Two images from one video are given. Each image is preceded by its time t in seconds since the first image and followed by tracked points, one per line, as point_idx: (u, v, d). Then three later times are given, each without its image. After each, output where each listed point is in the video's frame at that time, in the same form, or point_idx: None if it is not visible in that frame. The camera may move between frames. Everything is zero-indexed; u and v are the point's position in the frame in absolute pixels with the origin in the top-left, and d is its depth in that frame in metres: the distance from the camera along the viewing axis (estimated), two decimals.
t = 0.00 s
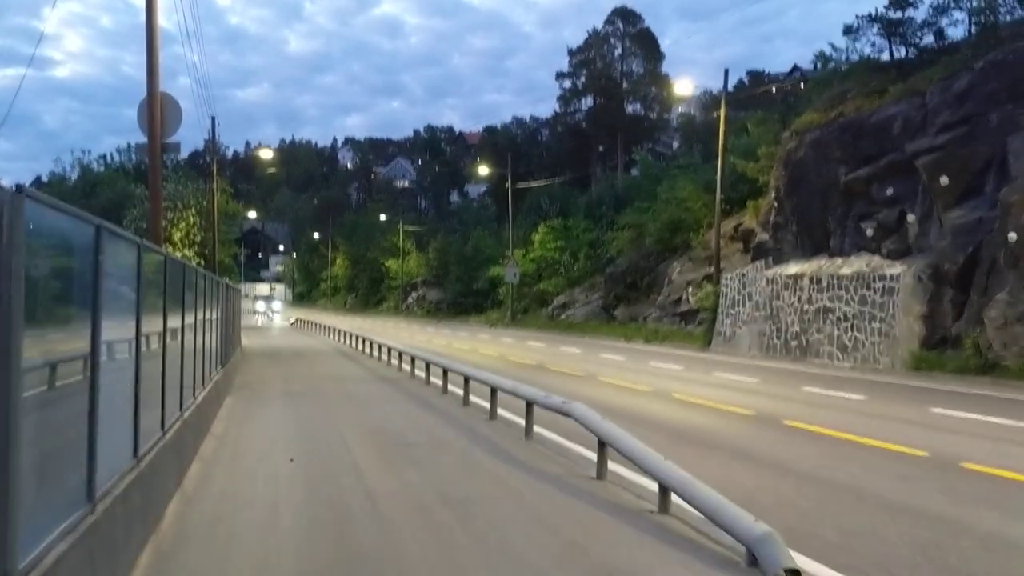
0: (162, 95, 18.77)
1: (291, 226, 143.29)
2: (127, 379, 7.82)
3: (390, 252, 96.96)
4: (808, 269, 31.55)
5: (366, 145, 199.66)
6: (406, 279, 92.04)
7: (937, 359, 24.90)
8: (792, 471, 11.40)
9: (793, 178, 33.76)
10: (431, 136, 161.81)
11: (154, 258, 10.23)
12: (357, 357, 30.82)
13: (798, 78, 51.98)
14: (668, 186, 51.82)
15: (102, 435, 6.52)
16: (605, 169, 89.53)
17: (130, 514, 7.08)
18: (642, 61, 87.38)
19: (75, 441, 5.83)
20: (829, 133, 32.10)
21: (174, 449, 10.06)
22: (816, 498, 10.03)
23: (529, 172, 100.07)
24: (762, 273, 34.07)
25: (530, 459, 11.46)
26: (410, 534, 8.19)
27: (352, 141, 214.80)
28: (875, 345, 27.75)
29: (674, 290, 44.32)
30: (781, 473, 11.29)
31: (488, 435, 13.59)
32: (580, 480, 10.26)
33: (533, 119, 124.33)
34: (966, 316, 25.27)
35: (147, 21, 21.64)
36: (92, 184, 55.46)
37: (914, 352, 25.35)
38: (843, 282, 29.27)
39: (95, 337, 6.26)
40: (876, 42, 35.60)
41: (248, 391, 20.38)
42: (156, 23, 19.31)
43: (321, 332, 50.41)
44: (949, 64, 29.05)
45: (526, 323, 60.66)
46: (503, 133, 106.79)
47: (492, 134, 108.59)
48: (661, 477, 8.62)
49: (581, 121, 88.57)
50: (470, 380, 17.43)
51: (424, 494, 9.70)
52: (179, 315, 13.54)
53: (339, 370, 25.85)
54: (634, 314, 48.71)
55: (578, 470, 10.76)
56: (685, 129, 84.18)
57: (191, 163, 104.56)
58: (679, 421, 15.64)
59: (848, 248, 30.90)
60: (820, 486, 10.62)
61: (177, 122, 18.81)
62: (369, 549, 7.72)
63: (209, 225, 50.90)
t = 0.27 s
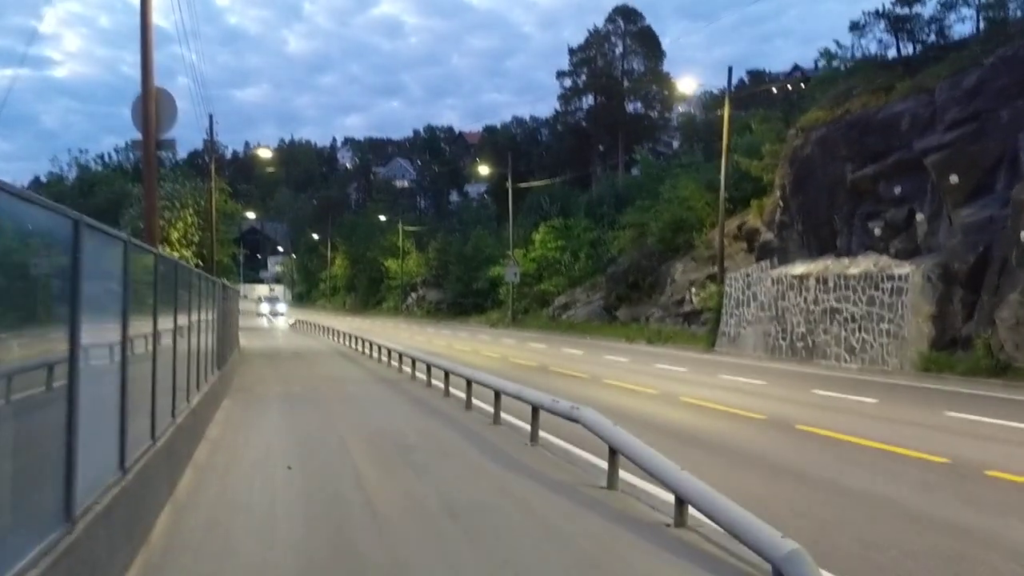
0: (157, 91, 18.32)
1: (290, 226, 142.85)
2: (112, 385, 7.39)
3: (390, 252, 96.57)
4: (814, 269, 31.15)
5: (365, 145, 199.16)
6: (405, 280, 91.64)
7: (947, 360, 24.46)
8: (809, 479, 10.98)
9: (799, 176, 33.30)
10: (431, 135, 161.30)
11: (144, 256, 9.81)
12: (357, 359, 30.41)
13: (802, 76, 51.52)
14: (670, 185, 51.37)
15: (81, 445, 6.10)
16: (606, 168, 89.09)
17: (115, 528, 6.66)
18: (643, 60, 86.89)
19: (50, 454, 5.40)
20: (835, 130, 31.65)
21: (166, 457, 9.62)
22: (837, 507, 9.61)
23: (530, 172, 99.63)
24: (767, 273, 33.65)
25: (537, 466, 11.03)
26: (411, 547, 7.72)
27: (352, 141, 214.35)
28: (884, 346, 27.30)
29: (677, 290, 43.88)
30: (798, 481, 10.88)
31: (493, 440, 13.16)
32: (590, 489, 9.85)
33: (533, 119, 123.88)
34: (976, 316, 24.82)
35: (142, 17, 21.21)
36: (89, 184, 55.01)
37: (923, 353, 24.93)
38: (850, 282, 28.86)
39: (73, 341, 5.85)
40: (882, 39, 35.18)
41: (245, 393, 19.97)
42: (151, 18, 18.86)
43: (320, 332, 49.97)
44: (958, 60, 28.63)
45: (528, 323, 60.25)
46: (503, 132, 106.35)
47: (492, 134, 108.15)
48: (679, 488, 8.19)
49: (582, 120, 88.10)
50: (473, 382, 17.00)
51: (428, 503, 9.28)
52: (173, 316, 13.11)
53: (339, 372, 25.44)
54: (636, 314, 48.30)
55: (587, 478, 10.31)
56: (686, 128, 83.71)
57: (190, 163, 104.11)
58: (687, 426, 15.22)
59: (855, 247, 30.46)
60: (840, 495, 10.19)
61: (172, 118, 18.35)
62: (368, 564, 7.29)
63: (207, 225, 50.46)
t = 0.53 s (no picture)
0: (153, 87, 17.88)
1: (289, 226, 142.42)
2: (102, 391, 6.97)
3: (389, 252, 96.16)
4: (820, 270, 30.73)
5: (364, 145, 198.77)
6: (405, 280, 91.21)
7: (956, 362, 24.07)
8: (829, 487, 10.56)
9: (804, 176, 32.88)
10: (430, 136, 160.86)
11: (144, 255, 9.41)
12: (357, 360, 30.00)
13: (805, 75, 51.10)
14: (672, 185, 50.95)
15: (65, 455, 5.66)
16: (606, 168, 88.66)
17: (103, 546, 6.23)
18: (644, 59, 86.44)
19: (29, 469, 4.97)
20: (841, 129, 31.24)
21: (162, 465, 9.20)
22: (861, 517, 9.18)
23: (529, 172, 99.22)
24: (771, 274, 33.24)
25: (547, 473, 10.62)
26: (419, 563, 7.29)
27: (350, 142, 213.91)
28: (891, 348, 26.90)
29: (679, 290, 43.46)
30: (818, 489, 10.44)
31: (499, 445, 12.73)
32: (603, 499, 9.42)
33: (532, 119, 123.51)
34: (986, 317, 24.46)
35: (138, 12, 20.78)
36: (87, 185, 54.58)
37: (931, 355, 24.61)
38: (857, 283, 28.46)
39: (57, 345, 5.43)
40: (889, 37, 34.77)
41: (244, 396, 19.54)
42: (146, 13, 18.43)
43: (319, 333, 49.57)
44: (967, 58, 28.23)
45: (528, 324, 59.86)
46: (503, 132, 105.92)
47: (492, 134, 107.71)
48: (700, 499, 7.76)
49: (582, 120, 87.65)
50: (477, 385, 16.59)
51: (435, 515, 8.84)
52: (173, 317, 12.70)
53: (339, 374, 25.04)
54: (638, 315, 47.92)
55: (600, 486, 9.90)
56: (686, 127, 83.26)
57: (188, 163, 103.68)
58: (698, 430, 14.82)
59: (862, 248, 30.07)
60: (863, 504, 9.77)
61: (168, 116, 17.91)
62: None
63: (205, 225, 50.04)
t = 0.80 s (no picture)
0: (150, 80, 17.44)
1: (289, 226, 141.96)
2: (87, 398, 6.56)
3: (389, 252, 95.73)
4: (828, 269, 30.33)
5: (364, 145, 198.30)
6: (405, 280, 90.79)
7: (968, 362, 23.69)
8: (852, 494, 10.14)
9: (812, 173, 32.45)
10: (430, 135, 160.37)
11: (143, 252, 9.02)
12: (359, 360, 29.60)
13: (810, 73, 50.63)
14: (675, 183, 50.51)
15: (40, 471, 5.26)
16: (608, 168, 88.21)
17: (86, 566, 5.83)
18: (646, 58, 85.93)
19: None
20: (849, 126, 30.83)
21: (156, 472, 8.79)
22: (888, 526, 8.77)
23: (531, 171, 98.79)
24: (778, 273, 32.82)
25: (559, 480, 10.21)
26: None
27: (351, 142, 213.47)
28: (901, 348, 26.49)
29: (683, 290, 43.01)
30: (841, 496, 10.03)
31: (507, 450, 12.32)
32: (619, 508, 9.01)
33: (533, 118, 122.99)
34: (999, 318, 24.10)
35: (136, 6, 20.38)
36: (85, 184, 54.21)
37: (942, 355, 24.35)
38: (866, 282, 28.05)
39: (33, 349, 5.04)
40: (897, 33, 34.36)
41: (244, 397, 19.14)
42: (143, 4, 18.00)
43: (320, 333, 49.17)
44: (978, 54, 27.83)
45: (530, 324, 59.43)
46: (503, 132, 105.45)
47: (493, 133, 107.27)
48: (725, 508, 7.36)
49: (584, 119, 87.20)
50: (483, 387, 16.18)
51: (443, 525, 8.43)
52: (173, 316, 12.30)
53: (340, 374, 24.63)
54: (641, 315, 47.50)
55: (615, 494, 9.48)
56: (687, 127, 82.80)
57: (188, 163, 103.30)
58: (711, 433, 14.42)
59: (870, 247, 29.67)
60: (889, 512, 9.35)
61: (166, 110, 17.46)
62: None
63: (205, 224, 49.64)
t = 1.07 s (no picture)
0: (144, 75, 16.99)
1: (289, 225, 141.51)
2: (65, 404, 6.07)
3: (390, 251, 95.30)
4: (835, 267, 29.88)
5: (364, 145, 197.90)
6: (406, 279, 90.38)
7: (979, 362, 23.23)
8: (875, 501, 9.68)
9: (817, 171, 32.00)
10: (429, 135, 159.98)
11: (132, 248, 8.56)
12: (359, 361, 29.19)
13: (814, 70, 50.21)
14: (678, 181, 50.09)
15: (14, 485, 4.84)
16: (609, 166, 87.78)
17: None
18: (647, 56, 85.47)
19: None
20: (857, 123, 30.36)
21: (145, 480, 8.31)
22: (918, 536, 8.30)
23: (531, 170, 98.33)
24: (784, 271, 32.38)
25: (570, 488, 9.77)
26: None
27: (350, 141, 212.97)
28: (910, 348, 26.05)
29: (686, 289, 42.58)
30: (863, 503, 9.57)
31: (513, 455, 11.86)
32: (634, 518, 8.54)
33: (534, 117, 122.51)
34: (1011, 318, 23.68)
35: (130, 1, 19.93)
36: (83, 182, 53.82)
37: (953, 355, 23.88)
38: (873, 280, 27.62)
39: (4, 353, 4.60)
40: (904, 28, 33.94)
41: (242, 399, 18.69)
42: None
43: (319, 333, 48.75)
44: (988, 48, 27.41)
45: (531, 323, 58.97)
46: (504, 130, 104.99)
47: (493, 132, 106.83)
48: (747, 520, 6.93)
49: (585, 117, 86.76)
50: (487, 389, 15.74)
51: (449, 538, 7.97)
52: (167, 316, 11.84)
53: (340, 375, 24.21)
54: (643, 314, 47.07)
55: (629, 504, 9.05)
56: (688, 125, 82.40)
57: (188, 162, 102.84)
58: (722, 436, 13.99)
59: (878, 245, 29.25)
60: (916, 520, 8.93)
61: (160, 105, 17.01)
62: None
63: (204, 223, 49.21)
